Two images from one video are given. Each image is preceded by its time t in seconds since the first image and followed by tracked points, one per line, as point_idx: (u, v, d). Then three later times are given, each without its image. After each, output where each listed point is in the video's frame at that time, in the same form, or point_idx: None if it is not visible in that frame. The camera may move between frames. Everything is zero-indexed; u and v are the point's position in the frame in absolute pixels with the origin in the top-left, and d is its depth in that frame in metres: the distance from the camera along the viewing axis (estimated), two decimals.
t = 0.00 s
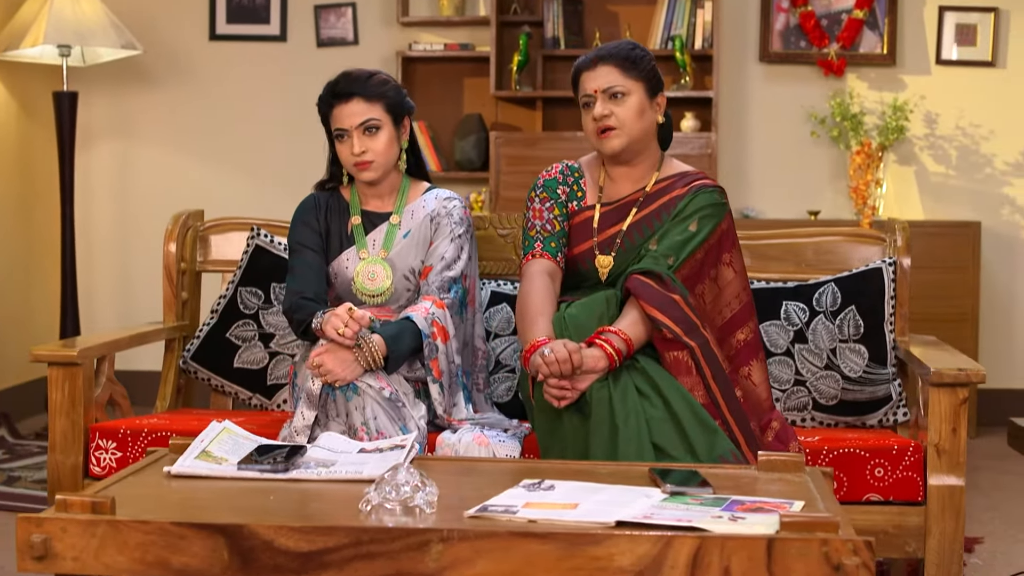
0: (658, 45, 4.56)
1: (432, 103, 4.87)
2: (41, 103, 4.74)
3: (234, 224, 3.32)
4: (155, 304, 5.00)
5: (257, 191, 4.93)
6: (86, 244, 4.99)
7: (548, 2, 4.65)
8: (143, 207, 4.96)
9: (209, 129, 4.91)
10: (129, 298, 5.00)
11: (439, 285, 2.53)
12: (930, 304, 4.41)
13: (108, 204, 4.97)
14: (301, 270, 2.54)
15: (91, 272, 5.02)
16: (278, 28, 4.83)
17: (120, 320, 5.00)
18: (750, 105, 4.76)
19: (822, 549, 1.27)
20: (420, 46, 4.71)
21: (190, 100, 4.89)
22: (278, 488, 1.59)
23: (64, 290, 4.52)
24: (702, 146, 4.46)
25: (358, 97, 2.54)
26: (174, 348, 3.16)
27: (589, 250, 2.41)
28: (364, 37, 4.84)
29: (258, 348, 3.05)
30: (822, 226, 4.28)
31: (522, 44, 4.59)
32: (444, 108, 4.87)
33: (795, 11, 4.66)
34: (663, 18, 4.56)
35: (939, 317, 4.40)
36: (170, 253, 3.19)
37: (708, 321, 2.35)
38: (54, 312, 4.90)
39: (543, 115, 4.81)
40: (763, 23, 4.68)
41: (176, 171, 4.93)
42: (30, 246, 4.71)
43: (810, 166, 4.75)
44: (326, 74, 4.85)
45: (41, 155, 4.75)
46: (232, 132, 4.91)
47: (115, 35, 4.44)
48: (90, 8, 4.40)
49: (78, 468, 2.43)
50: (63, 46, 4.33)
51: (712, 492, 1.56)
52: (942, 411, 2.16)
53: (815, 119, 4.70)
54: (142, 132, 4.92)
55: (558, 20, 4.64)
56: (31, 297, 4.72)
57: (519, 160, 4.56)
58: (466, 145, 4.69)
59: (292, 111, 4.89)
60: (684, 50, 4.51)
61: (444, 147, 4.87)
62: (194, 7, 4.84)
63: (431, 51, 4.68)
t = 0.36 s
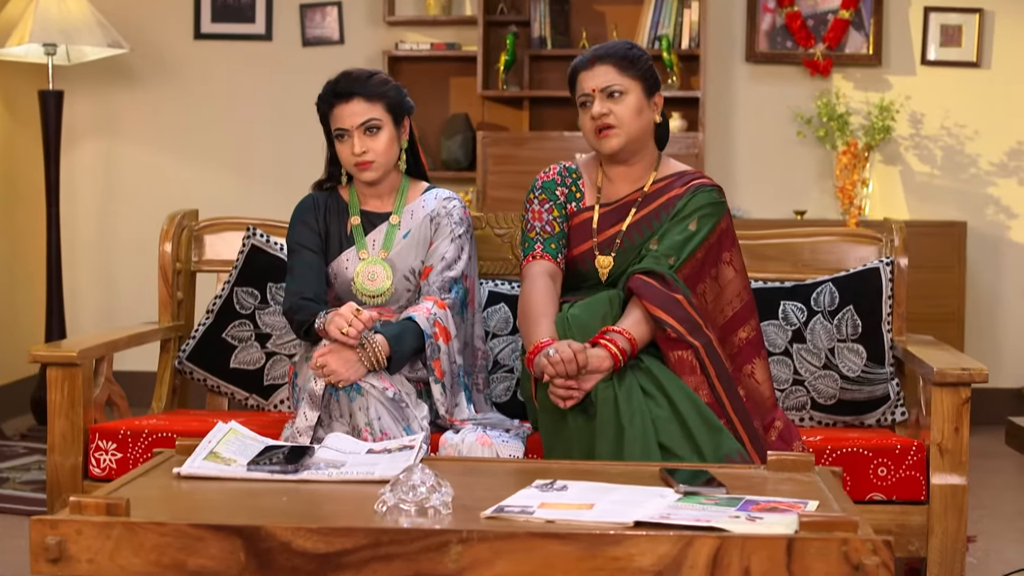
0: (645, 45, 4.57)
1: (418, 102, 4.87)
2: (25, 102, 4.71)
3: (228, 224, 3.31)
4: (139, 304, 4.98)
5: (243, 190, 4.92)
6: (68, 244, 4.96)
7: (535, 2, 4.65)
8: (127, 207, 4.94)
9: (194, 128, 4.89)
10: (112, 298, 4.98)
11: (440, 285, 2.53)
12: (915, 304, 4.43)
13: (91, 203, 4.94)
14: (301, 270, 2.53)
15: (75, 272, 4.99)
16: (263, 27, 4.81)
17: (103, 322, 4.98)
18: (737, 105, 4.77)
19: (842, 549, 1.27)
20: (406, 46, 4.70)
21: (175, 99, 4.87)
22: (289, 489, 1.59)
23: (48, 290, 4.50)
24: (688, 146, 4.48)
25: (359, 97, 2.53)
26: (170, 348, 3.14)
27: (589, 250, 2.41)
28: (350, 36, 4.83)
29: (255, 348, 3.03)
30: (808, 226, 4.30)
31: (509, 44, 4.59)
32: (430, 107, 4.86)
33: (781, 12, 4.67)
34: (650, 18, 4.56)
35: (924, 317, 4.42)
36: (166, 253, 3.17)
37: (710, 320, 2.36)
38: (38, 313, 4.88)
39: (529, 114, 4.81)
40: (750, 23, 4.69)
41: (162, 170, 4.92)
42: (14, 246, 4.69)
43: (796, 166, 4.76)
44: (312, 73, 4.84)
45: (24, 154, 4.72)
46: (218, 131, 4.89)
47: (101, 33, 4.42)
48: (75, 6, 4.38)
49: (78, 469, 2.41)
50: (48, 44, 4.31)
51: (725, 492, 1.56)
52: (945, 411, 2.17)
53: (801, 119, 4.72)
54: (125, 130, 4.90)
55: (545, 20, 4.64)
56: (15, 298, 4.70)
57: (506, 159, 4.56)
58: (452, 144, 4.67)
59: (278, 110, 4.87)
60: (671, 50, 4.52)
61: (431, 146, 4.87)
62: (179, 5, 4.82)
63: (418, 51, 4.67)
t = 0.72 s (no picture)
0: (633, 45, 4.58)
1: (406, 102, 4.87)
2: (12, 101, 4.69)
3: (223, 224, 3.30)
4: (125, 305, 4.96)
5: (229, 190, 4.90)
6: (54, 244, 4.94)
7: (523, 2, 4.65)
8: (113, 207, 4.92)
9: (182, 127, 4.87)
10: (97, 299, 4.96)
11: (443, 285, 2.52)
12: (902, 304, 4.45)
13: (76, 203, 4.92)
14: (303, 271, 2.52)
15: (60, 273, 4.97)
16: (249, 26, 4.80)
17: (88, 323, 4.96)
18: (725, 106, 4.78)
19: (865, 549, 1.27)
20: (394, 46, 4.70)
21: (162, 98, 4.85)
22: (304, 491, 1.58)
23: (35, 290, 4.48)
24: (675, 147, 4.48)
25: (359, 97, 2.51)
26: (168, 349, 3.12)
27: (590, 251, 2.41)
28: (337, 36, 4.82)
29: (254, 348, 3.02)
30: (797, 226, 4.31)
31: (498, 44, 4.59)
32: (418, 108, 4.86)
33: (769, 13, 4.69)
34: (638, 18, 4.57)
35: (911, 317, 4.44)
36: (164, 254, 3.16)
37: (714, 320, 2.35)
38: (22, 314, 4.85)
39: (517, 114, 4.82)
40: (737, 24, 4.70)
41: (147, 170, 4.89)
42: None
43: (784, 167, 4.78)
44: (299, 73, 4.83)
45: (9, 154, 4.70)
46: (206, 131, 4.87)
47: (89, 32, 4.40)
48: (63, 5, 4.36)
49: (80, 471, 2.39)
50: (35, 44, 4.30)
51: (742, 492, 1.56)
52: (949, 411, 2.19)
53: (789, 120, 4.74)
54: (112, 129, 4.88)
55: (533, 20, 4.65)
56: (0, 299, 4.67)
57: (494, 160, 4.56)
58: (440, 144, 4.67)
59: (267, 110, 4.86)
60: (659, 50, 4.53)
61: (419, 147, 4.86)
62: (165, 4, 4.81)
63: (406, 51, 4.67)
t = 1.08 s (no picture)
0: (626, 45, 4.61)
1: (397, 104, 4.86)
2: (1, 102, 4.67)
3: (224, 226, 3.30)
4: (115, 305, 4.94)
5: (219, 190, 4.89)
6: (43, 245, 4.92)
7: (515, 2, 4.65)
8: (103, 207, 4.90)
9: (171, 127, 4.86)
10: (86, 299, 4.94)
11: (453, 286, 2.53)
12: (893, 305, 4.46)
13: (65, 204, 4.90)
14: (312, 272, 2.52)
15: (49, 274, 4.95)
16: (240, 27, 4.79)
17: (77, 323, 4.94)
18: (716, 106, 4.79)
19: (894, 550, 1.28)
20: (386, 47, 4.69)
21: (151, 98, 4.84)
22: (326, 493, 1.58)
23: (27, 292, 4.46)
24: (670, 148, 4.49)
25: (370, 98, 2.51)
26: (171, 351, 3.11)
27: (593, 253, 2.41)
28: (328, 36, 4.82)
29: (258, 350, 3.01)
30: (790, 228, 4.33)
31: (490, 45, 4.60)
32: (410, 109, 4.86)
33: (760, 14, 4.70)
34: (631, 19, 4.60)
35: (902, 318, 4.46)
36: (167, 255, 3.13)
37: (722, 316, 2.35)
38: (12, 315, 4.84)
39: (509, 115, 4.82)
40: (729, 25, 4.72)
41: (137, 170, 4.88)
42: None
43: (774, 168, 4.80)
44: (289, 75, 4.83)
45: None
46: (196, 132, 4.86)
47: (82, 32, 4.39)
48: (56, 5, 4.35)
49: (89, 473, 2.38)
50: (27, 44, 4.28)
51: (764, 493, 1.57)
52: (959, 411, 2.20)
53: (780, 121, 4.75)
54: (100, 129, 4.86)
55: (526, 20, 4.67)
56: None
57: (486, 161, 4.56)
58: (433, 145, 4.66)
59: (259, 111, 4.85)
60: (651, 52, 4.54)
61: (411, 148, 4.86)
62: (156, 5, 4.80)
63: (398, 52, 4.67)
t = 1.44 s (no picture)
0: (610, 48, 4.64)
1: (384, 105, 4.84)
2: None
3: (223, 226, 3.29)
4: (101, 306, 4.92)
5: (206, 191, 4.87)
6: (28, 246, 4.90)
7: (502, 3, 4.66)
8: (89, 208, 4.88)
9: (157, 128, 4.84)
10: (71, 299, 4.92)
11: (457, 288, 2.53)
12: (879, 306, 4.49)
13: (49, 205, 4.88)
14: (315, 273, 2.52)
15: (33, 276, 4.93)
16: (226, 27, 4.78)
17: (62, 324, 4.92)
18: (703, 107, 4.81)
19: (918, 549, 1.29)
20: (373, 47, 4.69)
21: (138, 97, 4.82)
22: (344, 495, 1.58)
23: (14, 293, 4.44)
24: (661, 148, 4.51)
25: (376, 99, 2.51)
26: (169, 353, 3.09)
27: (595, 251, 2.41)
28: (315, 36, 4.81)
29: (257, 351, 2.98)
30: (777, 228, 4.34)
31: (477, 46, 4.60)
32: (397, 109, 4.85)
33: (747, 15, 4.72)
34: (617, 22, 4.63)
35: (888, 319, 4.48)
36: (165, 256, 3.12)
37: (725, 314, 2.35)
38: None
39: (496, 116, 4.82)
40: (715, 26, 4.73)
41: (123, 171, 4.86)
42: None
43: (761, 168, 4.81)
44: (275, 75, 4.82)
45: None
46: (183, 132, 4.84)
47: (69, 32, 4.37)
48: (43, 5, 4.33)
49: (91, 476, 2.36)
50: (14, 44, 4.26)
51: (781, 493, 1.57)
52: (964, 411, 2.21)
53: (767, 122, 4.77)
54: (85, 129, 4.84)
55: (513, 21, 4.66)
56: None
57: (474, 162, 4.56)
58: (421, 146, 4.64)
59: (247, 112, 4.84)
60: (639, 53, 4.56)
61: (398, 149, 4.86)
62: (141, 4, 4.78)
63: (386, 52, 4.67)
